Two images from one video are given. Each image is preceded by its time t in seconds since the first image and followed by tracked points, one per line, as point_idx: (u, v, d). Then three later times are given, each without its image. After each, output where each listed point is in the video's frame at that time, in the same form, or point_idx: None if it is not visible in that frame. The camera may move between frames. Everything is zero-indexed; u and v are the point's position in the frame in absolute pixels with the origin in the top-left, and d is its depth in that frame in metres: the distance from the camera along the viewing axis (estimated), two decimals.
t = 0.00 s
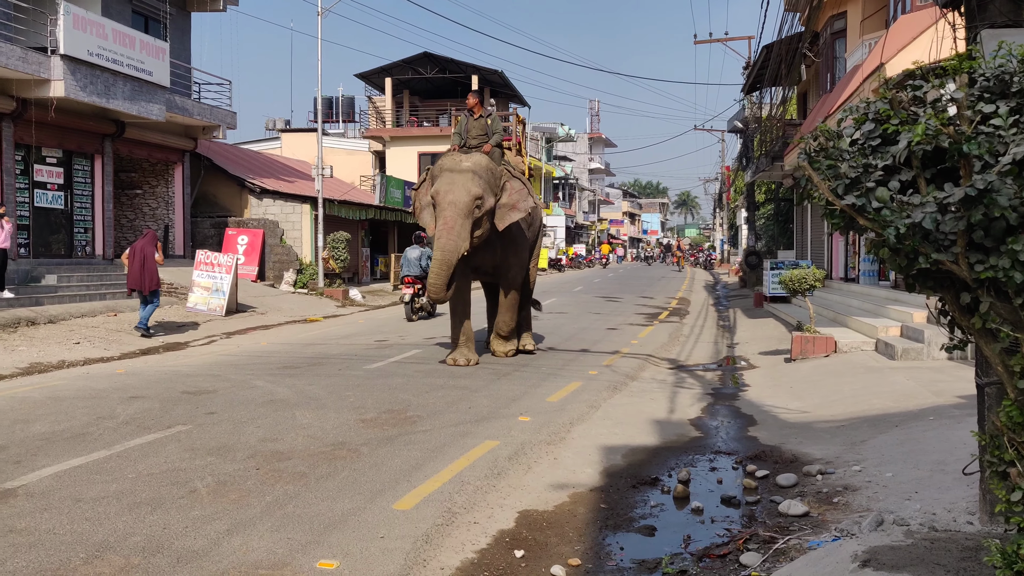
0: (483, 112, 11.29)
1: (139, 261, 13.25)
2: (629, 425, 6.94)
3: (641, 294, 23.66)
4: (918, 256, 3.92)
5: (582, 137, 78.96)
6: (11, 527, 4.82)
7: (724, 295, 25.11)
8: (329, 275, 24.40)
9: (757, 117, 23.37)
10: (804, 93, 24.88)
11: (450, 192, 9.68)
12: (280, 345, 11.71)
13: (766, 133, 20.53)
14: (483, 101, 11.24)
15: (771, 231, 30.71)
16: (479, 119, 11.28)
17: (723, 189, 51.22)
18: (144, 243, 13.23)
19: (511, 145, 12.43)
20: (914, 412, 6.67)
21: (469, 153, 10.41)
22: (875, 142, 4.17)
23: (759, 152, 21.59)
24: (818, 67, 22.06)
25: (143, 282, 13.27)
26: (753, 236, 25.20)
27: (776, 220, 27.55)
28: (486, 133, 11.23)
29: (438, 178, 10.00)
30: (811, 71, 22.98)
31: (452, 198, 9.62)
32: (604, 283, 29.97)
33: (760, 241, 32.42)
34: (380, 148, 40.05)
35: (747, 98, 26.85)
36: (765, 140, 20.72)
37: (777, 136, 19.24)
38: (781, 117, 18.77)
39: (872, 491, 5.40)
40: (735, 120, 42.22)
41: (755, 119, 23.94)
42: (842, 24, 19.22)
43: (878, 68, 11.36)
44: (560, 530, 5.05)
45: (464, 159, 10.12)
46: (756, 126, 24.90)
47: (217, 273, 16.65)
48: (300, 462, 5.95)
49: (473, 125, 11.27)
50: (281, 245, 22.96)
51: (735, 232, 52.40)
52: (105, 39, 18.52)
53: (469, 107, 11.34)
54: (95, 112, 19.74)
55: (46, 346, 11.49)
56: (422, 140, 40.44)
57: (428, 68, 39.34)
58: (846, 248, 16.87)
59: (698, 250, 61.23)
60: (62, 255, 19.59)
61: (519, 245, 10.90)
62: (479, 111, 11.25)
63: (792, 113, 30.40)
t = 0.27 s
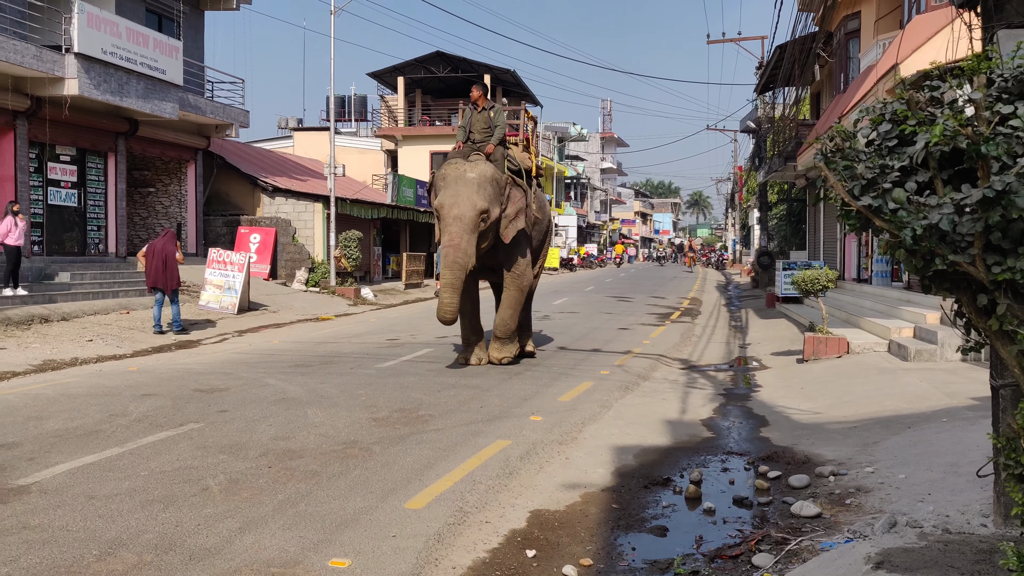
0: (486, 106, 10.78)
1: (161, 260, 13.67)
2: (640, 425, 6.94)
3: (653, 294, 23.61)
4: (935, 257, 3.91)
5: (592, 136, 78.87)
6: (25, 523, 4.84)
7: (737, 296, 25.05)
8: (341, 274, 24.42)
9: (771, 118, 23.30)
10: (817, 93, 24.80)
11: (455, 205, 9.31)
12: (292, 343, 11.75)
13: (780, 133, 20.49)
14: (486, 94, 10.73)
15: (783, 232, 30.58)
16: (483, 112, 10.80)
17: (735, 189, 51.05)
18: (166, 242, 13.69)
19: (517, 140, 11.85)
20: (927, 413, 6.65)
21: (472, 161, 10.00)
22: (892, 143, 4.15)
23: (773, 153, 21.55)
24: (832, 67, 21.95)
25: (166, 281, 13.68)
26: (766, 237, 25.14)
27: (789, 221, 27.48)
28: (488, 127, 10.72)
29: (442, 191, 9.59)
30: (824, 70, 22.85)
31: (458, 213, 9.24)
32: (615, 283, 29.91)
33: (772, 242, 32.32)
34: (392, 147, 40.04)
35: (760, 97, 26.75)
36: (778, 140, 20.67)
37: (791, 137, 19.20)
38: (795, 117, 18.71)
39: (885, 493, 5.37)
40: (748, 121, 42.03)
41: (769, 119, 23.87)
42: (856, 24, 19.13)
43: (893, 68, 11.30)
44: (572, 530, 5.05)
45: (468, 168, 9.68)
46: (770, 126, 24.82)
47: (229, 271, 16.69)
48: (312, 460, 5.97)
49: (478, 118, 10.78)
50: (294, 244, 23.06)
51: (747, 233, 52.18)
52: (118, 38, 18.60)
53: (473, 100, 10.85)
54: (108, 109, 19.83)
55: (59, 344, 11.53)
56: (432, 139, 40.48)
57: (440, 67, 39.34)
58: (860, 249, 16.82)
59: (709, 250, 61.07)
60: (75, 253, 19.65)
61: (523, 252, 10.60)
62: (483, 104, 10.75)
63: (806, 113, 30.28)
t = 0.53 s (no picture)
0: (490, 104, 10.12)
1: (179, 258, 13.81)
2: (647, 425, 6.94)
3: (661, 293, 23.59)
4: (945, 258, 3.90)
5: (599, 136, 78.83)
6: (33, 519, 4.86)
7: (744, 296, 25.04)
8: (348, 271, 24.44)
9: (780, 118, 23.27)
10: (826, 93, 24.76)
11: (454, 189, 8.90)
12: (300, 341, 11.77)
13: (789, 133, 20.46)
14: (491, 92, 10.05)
15: (791, 232, 30.53)
16: (487, 111, 10.12)
17: (743, 189, 50.98)
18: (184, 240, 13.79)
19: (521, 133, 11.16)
20: (935, 415, 6.64)
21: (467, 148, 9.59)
22: (902, 143, 4.13)
23: (781, 152, 21.53)
24: (840, 68, 21.91)
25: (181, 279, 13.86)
26: (774, 237, 25.12)
27: (797, 222, 27.45)
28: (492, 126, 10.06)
29: (439, 178, 9.20)
30: (833, 71, 22.74)
31: (458, 197, 8.84)
32: (623, 283, 29.92)
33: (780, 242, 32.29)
34: (399, 144, 39.98)
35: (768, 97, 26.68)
36: (787, 139, 20.66)
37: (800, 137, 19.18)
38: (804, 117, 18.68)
39: (893, 494, 5.36)
40: (756, 121, 41.97)
41: (777, 119, 23.84)
42: (865, 25, 19.08)
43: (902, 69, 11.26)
44: (579, 529, 5.05)
45: (466, 153, 9.27)
46: (778, 126, 24.79)
47: (237, 269, 16.68)
48: (319, 458, 5.97)
49: (481, 115, 10.08)
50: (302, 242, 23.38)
51: (754, 233, 52.09)
52: (128, 35, 18.58)
53: (477, 97, 10.20)
54: (117, 107, 19.81)
55: (66, 340, 11.56)
56: (440, 137, 40.50)
57: (448, 66, 39.37)
58: (868, 250, 16.82)
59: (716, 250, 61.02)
60: (83, 249, 19.81)
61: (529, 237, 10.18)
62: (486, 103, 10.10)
63: (814, 114, 30.24)
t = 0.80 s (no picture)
0: (492, 103, 10.36)
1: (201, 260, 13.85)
2: (656, 427, 6.92)
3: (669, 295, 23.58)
4: (957, 260, 3.88)
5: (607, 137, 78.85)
6: (43, 519, 4.87)
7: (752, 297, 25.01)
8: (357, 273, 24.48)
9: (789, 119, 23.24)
10: (835, 95, 24.73)
11: (453, 177, 8.81)
12: (309, 342, 11.79)
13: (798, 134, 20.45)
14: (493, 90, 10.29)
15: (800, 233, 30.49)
16: (489, 109, 10.35)
17: (752, 191, 50.92)
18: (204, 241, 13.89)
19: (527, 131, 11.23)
20: (945, 417, 6.61)
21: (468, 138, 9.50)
22: (913, 144, 4.11)
23: (790, 153, 21.52)
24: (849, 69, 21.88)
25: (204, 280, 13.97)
26: (782, 238, 25.10)
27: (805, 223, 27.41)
28: (495, 124, 10.25)
29: (438, 168, 9.12)
30: (842, 72, 22.73)
31: (456, 185, 8.74)
32: (631, 284, 29.92)
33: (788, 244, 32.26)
34: (407, 146, 39.81)
35: (777, 98, 26.67)
36: (795, 140, 20.64)
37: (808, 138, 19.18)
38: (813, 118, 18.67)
39: (902, 496, 5.33)
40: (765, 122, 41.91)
41: (786, 120, 23.82)
42: (874, 26, 19.07)
43: (912, 70, 11.25)
44: (587, 531, 5.04)
45: (465, 142, 9.18)
46: (787, 127, 24.77)
47: (246, 270, 16.73)
48: (327, 459, 5.97)
49: (484, 114, 10.30)
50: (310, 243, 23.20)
51: (763, 235, 52.03)
52: (137, 37, 18.70)
53: (480, 94, 10.36)
54: (125, 108, 19.95)
55: (77, 340, 11.60)
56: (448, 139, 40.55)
57: (456, 68, 39.48)
58: (877, 251, 16.80)
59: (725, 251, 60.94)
60: (93, 250, 19.83)
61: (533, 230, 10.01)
62: (488, 102, 10.35)
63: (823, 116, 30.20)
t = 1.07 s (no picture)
0: (494, 96, 9.98)
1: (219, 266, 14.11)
2: (666, 430, 6.91)
3: (679, 298, 23.55)
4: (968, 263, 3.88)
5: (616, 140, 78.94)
6: (55, 523, 4.89)
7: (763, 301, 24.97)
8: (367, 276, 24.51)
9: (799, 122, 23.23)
10: (845, 97, 24.73)
11: (449, 188, 8.44)
12: (318, 346, 11.82)
13: (808, 136, 20.42)
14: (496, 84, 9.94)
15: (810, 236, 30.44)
16: (491, 103, 10.00)
17: (762, 194, 50.90)
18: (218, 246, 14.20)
19: (531, 128, 10.91)
20: (957, 420, 6.58)
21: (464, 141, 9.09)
22: (924, 147, 4.09)
23: (800, 156, 21.50)
24: (860, 71, 21.87)
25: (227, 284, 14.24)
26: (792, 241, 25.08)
27: (816, 226, 27.37)
28: (497, 118, 9.90)
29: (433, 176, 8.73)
30: (852, 74, 22.72)
31: (453, 196, 8.38)
32: (641, 288, 29.92)
33: (799, 246, 32.18)
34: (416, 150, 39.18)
35: (786, 101, 26.64)
36: (805, 143, 20.62)
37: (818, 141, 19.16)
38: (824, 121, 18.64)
39: (915, 500, 5.30)
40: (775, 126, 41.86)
41: (796, 123, 23.81)
42: (884, 28, 19.06)
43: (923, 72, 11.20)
44: (598, 535, 5.03)
45: (461, 147, 8.77)
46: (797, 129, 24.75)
47: (256, 274, 16.80)
48: (338, 463, 5.98)
49: (485, 108, 9.99)
50: (320, 247, 23.22)
51: (773, 238, 51.96)
52: (148, 42, 18.78)
53: (481, 88, 10.06)
54: (137, 114, 20.02)
55: (88, 345, 11.65)
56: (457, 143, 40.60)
57: (465, 71, 39.59)
58: (887, 254, 16.81)
59: (734, 255, 60.92)
60: (104, 255, 19.90)
61: (534, 232, 9.72)
62: (490, 95, 9.97)
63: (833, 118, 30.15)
